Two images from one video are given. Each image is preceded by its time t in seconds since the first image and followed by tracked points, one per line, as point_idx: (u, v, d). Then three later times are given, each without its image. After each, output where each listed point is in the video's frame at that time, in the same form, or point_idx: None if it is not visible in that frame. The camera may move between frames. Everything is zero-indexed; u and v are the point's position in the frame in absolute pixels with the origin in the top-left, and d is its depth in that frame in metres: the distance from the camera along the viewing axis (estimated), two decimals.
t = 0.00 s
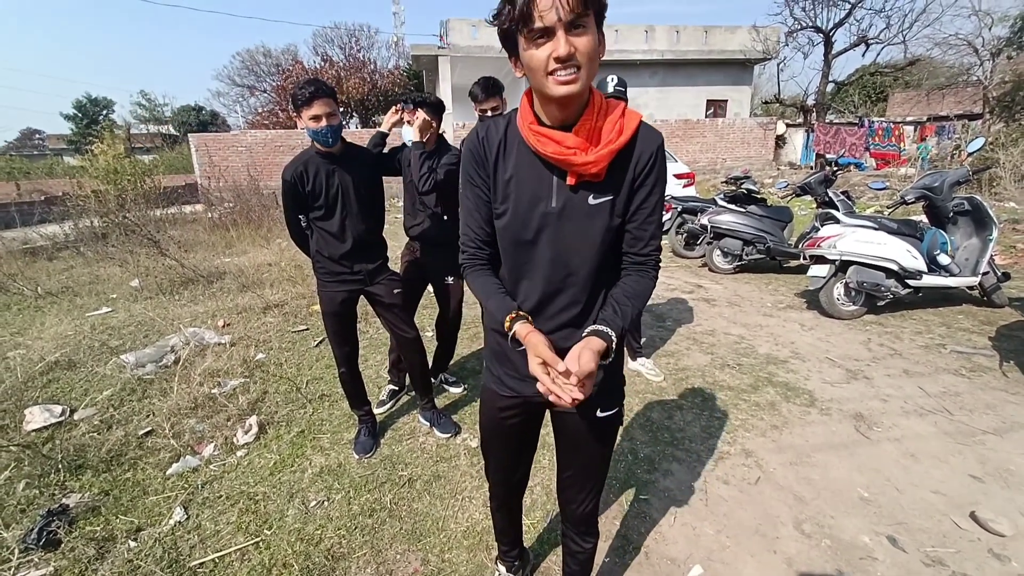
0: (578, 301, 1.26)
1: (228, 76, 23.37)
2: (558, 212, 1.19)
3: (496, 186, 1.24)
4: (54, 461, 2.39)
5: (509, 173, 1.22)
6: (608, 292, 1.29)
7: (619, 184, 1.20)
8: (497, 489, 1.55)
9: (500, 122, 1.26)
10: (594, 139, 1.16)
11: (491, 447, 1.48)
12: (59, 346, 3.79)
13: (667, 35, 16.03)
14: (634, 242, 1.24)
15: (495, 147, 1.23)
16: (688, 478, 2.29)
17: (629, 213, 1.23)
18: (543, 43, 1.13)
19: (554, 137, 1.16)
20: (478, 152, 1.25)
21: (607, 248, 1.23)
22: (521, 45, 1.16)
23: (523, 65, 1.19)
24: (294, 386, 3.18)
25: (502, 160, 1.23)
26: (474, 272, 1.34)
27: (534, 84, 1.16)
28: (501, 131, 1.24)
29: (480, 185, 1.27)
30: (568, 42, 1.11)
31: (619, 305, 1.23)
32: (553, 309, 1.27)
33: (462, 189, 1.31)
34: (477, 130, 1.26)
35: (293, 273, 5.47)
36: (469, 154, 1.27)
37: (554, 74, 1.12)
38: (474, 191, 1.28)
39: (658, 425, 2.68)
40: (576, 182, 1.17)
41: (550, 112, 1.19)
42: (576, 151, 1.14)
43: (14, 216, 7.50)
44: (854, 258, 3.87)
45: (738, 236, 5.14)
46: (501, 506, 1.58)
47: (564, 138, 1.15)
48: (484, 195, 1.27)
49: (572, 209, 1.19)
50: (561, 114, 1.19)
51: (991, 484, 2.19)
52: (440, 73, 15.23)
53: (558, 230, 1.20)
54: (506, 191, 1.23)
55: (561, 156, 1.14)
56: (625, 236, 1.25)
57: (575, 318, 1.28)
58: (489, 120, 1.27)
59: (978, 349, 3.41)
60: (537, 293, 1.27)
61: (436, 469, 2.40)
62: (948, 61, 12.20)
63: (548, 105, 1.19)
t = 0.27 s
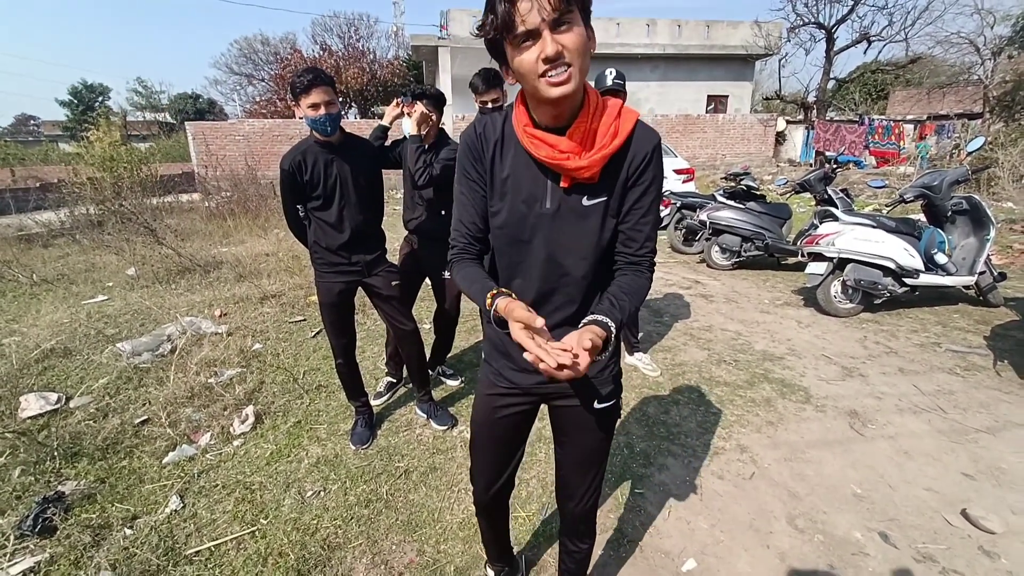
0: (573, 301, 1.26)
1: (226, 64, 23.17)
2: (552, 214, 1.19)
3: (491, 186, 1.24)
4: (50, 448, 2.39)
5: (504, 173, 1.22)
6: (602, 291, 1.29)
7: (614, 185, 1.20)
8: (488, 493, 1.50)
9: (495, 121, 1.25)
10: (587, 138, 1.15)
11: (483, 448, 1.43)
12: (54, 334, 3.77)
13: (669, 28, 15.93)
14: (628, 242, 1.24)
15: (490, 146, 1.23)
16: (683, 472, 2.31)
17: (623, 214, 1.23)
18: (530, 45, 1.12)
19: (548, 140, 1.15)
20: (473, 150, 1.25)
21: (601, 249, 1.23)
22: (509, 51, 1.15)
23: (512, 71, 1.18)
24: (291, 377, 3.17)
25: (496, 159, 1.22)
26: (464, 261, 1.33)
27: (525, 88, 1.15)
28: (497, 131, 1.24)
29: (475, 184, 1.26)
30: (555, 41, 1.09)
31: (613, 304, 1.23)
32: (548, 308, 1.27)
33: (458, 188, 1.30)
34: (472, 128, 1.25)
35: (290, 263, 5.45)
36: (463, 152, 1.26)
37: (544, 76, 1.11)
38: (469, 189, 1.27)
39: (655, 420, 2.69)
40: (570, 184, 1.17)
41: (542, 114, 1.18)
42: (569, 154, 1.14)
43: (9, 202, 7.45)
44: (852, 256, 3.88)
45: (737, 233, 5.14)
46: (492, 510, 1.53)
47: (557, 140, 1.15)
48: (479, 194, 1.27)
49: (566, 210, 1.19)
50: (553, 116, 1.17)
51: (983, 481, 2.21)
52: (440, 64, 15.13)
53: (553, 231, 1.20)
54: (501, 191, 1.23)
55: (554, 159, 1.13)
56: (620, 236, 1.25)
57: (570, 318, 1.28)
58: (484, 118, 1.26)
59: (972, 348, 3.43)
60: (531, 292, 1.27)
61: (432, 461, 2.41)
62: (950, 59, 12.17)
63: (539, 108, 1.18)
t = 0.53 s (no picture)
0: (551, 306, 1.26)
1: (225, 73, 23.30)
2: (523, 225, 1.19)
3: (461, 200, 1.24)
4: (54, 459, 2.40)
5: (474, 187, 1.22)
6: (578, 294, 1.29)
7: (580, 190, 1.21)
8: (487, 502, 1.48)
9: (458, 137, 1.25)
10: (549, 156, 1.16)
11: (483, 455, 1.41)
12: (57, 345, 3.79)
13: (665, 28, 15.96)
14: (598, 241, 1.24)
15: (456, 161, 1.23)
16: (687, 472, 2.30)
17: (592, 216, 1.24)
18: (483, 84, 1.12)
19: (512, 158, 1.17)
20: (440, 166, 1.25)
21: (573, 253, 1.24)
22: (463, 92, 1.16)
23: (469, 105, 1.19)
24: (294, 383, 3.18)
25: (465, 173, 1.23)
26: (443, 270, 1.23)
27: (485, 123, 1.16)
28: (461, 146, 1.24)
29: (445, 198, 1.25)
30: (507, 81, 1.10)
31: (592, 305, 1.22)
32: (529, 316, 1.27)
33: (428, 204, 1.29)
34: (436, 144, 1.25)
35: (291, 270, 5.46)
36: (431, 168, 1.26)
37: (500, 114, 1.12)
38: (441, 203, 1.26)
39: (658, 420, 2.68)
40: (537, 195, 1.18)
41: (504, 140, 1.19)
42: (531, 170, 1.15)
43: (11, 215, 7.49)
44: (853, 251, 3.87)
45: (737, 230, 5.13)
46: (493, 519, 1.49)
47: (519, 161, 1.16)
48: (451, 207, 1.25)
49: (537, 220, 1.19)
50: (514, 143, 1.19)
51: (989, 475, 2.19)
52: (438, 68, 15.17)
53: (526, 241, 1.20)
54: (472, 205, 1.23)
55: (519, 175, 1.15)
56: (590, 237, 1.25)
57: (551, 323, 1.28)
58: (447, 135, 1.26)
59: (976, 341, 3.42)
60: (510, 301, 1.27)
61: (435, 465, 2.40)
62: (947, 52, 12.15)
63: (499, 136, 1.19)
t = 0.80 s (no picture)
0: (521, 300, 1.25)
1: (225, 70, 23.25)
2: (490, 214, 1.20)
3: (429, 193, 1.23)
4: (55, 456, 2.40)
5: (441, 179, 1.22)
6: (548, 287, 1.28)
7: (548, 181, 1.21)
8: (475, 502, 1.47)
9: (426, 129, 1.26)
10: (515, 141, 1.16)
11: (466, 455, 1.40)
12: (58, 342, 3.79)
13: (666, 24, 15.89)
14: (564, 237, 1.23)
15: (424, 153, 1.23)
16: (686, 468, 2.30)
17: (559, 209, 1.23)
18: (447, 54, 1.12)
19: (477, 143, 1.17)
20: (408, 158, 1.24)
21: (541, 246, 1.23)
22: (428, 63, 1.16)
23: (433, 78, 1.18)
24: (294, 380, 3.18)
25: (432, 166, 1.23)
26: (420, 281, 1.25)
27: (450, 96, 1.16)
28: (429, 138, 1.24)
29: (413, 192, 1.24)
30: (471, 50, 1.10)
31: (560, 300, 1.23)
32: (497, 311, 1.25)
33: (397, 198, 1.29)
34: (404, 135, 1.25)
35: (292, 267, 5.46)
36: (399, 161, 1.25)
37: (463, 84, 1.12)
38: (408, 198, 1.24)
39: (658, 416, 2.68)
40: (504, 184, 1.18)
41: (469, 120, 1.19)
42: (498, 155, 1.15)
43: (11, 212, 7.48)
44: (854, 248, 3.87)
45: (738, 227, 5.12)
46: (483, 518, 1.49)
47: (486, 144, 1.16)
48: (418, 202, 1.24)
49: (504, 210, 1.20)
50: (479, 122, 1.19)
51: (989, 471, 2.19)
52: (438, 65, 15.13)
53: (493, 231, 1.20)
54: (440, 198, 1.23)
55: (484, 162, 1.15)
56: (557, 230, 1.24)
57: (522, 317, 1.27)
58: (415, 127, 1.27)
59: (977, 337, 3.41)
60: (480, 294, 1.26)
61: (435, 461, 2.41)
62: (950, 48, 12.10)
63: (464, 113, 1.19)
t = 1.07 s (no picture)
0: (506, 298, 1.24)
1: (221, 71, 23.21)
2: (472, 212, 1.20)
3: (405, 196, 1.23)
4: (50, 459, 2.39)
5: (418, 181, 1.22)
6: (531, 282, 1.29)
7: (526, 177, 1.22)
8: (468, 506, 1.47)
9: (399, 134, 1.26)
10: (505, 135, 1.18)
11: (456, 463, 1.39)
12: (53, 344, 3.77)
13: (663, 24, 15.92)
14: (544, 230, 1.25)
15: (398, 158, 1.23)
16: (683, 467, 2.30)
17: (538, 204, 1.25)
18: (469, 42, 1.09)
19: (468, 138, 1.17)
20: (381, 163, 1.23)
21: (523, 241, 1.23)
22: (437, 43, 1.09)
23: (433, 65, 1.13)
24: (290, 382, 3.17)
25: (408, 169, 1.23)
26: (405, 283, 1.23)
27: (459, 85, 1.12)
28: (403, 143, 1.25)
29: (388, 196, 1.23)
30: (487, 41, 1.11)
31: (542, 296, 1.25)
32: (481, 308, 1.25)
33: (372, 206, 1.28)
34: (375, 141, 1.25)
35: (289, 268, 5.45)
36: (371, 168, 1.24)
37: (481, 76, 1.11)
38: (384, 203, 1.23)
39: (655, 416, 2.69)
40: (484, 181, 1.19)
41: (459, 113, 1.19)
42: (478, 152, 1.15)
43: (7, 214, 7.46)
44: (850, 247, 3.88)
45: (734, 227, 5.13)
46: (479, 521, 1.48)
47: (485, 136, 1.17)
48: (394, 207, 1.23)
49: (485, 208, 1.20)
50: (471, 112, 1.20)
51: (984, 469, 2.20)
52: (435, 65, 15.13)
53: (476, 229, 1.20)
54: (418, 200, 1.22)
55: (465, 160, 1.15)
56: (535, 224, 1.25)
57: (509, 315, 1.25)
58: (385, 132, 1.27)
59: (972, 335, 3.42)
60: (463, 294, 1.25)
61: (432, 462, 2.40)
62: (945, 48, 12.15)
63: (456, 104, 1.18)
